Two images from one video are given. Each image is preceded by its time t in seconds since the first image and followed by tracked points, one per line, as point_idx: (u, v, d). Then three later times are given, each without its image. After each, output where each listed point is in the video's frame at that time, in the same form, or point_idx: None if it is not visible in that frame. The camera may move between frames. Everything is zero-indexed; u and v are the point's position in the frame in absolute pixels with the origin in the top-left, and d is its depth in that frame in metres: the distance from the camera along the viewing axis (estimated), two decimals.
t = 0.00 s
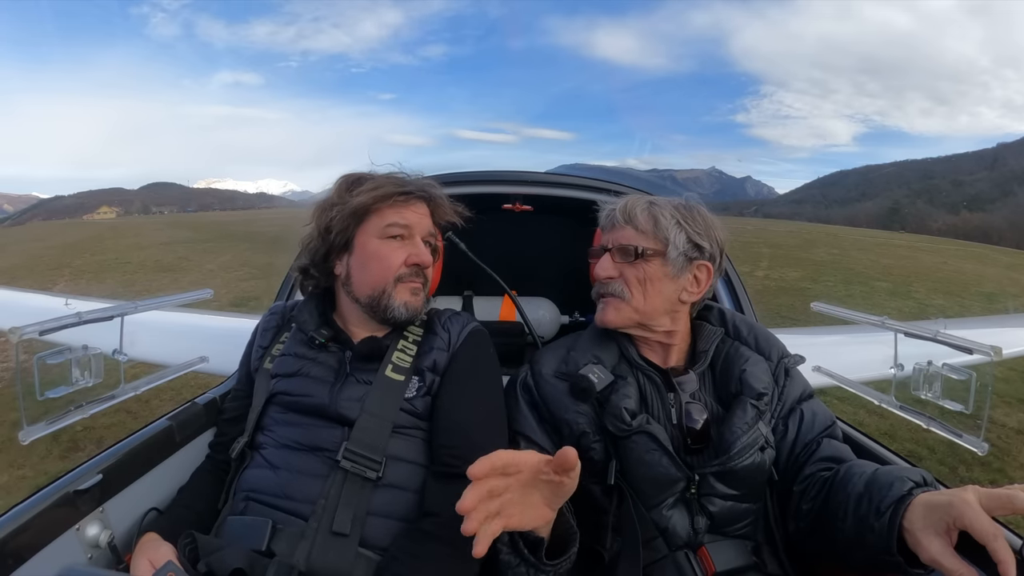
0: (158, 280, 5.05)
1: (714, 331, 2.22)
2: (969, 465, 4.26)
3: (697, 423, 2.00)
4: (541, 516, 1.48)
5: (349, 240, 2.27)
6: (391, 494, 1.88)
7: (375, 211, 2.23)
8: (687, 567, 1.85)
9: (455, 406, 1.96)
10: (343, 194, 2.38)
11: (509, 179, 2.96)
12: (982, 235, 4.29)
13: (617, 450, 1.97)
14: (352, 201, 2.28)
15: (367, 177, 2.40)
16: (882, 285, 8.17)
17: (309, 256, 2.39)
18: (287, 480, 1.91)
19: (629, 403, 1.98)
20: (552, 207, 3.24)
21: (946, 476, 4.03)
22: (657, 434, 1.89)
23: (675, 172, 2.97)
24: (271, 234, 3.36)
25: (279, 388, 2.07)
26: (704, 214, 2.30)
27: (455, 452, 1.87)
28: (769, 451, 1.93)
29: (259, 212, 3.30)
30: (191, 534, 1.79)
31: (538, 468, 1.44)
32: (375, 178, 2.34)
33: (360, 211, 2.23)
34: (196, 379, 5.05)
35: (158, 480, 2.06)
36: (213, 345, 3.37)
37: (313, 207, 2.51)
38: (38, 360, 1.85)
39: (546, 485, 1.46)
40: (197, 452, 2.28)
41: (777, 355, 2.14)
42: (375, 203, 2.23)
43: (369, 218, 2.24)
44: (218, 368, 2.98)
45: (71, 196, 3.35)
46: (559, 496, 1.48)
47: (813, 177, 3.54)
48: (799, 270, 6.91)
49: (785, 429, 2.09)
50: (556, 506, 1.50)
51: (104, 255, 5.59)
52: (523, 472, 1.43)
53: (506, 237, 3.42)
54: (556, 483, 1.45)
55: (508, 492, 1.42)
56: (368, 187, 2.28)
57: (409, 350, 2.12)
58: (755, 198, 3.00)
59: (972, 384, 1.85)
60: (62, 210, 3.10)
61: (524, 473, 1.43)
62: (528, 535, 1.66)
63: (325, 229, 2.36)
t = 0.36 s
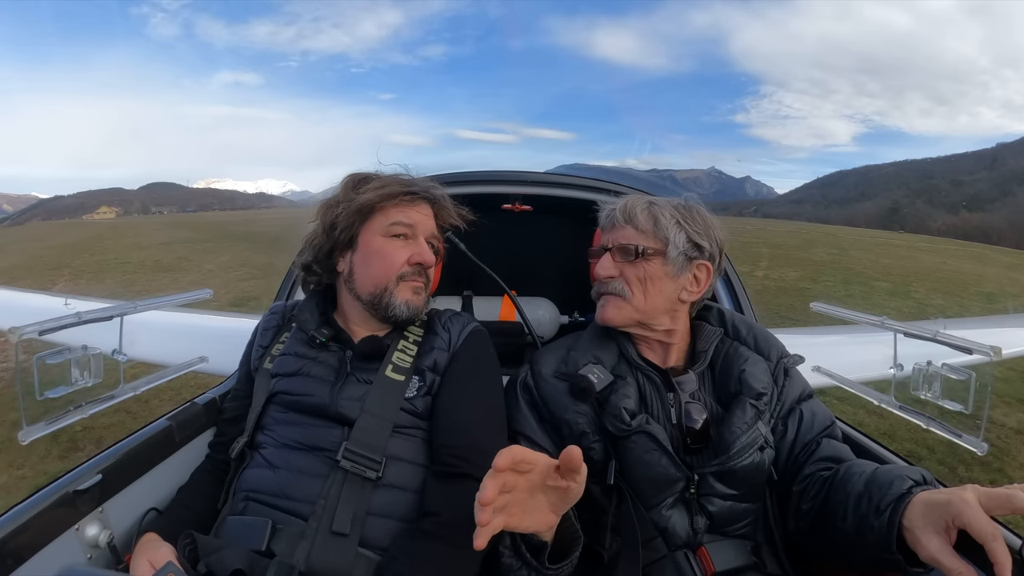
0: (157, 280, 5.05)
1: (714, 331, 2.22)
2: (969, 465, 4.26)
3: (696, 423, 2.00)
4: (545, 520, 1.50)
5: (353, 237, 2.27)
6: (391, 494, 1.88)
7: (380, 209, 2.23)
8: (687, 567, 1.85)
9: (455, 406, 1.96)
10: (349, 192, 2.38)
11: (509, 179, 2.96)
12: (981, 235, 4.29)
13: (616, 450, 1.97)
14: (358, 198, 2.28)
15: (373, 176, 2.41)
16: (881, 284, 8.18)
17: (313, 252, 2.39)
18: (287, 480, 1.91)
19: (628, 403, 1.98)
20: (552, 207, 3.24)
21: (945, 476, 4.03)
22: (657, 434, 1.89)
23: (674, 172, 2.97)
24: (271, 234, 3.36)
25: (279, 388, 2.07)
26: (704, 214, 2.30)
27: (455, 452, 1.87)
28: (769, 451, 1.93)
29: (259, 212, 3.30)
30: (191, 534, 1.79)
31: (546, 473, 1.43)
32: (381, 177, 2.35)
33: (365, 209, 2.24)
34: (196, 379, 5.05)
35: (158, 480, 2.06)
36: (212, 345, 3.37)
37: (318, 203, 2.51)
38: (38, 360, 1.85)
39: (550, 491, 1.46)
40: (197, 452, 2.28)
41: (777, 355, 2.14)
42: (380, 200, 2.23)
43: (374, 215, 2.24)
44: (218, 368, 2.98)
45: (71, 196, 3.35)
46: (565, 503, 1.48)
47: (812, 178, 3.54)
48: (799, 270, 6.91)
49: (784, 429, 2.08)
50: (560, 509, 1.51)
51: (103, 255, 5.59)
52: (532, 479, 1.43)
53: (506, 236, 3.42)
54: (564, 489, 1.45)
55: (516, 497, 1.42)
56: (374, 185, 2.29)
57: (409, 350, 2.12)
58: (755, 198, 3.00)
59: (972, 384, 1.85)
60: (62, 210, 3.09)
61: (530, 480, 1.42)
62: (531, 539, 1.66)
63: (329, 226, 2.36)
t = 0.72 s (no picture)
0: (156, 280, 5.04)
1: (712, 332, 2.22)
2: (967, 465, 4.27)
3: (695, 423, 2.00)
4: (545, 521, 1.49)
5: (352, 236, 2.27)
6: (390, 494, 1.88)
7: (379, 209, 2.23)
8: (685, 566, 1.86)
9: (454, 407, 1.96)
10: (348, 192, 2.38)
11: (507, 179, 2.96)
12: (979, 235, 4.30)
13: (615, 450, 1.97)
14: (357, 197, 2.28)
15: (372, 176, 2.41)
16: (880, 284, 8.19)
17: (312, 251, 2.39)
18: (285, 480, 1.90)
19: (627, 403, 1.99)
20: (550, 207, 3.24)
21: (943, 475, 4.04)
22: (655, 434, 1.89)
23: (673, 172, 2.97)
24: (269, 234, 3.35)
25: (277, 388, 2.07)
26: (701, 214, 2.30)
27: (454, 453, 1.87)
28: (767, 451, 1.93)
29: (257, 212, 3.30)
30: (190, 535, 1.78)
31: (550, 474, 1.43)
32: (380, 177, 2.35)
33: (364, 208, 2.23)
34: (194, 380, 5.04)
35: (156, 481, 2.06)
36: (210, 346, 3.36)
37: (317, 203, 2.50)
38: (36, 360, 1.85)
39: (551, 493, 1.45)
40: (195, 452, 2.27)
41: (775, 355, 2.14)
42: (379, 200, 2.23)
43: (373, 215, 2.24)
44: (216, 368, 2.98)
45: (68, 196, 3.34)
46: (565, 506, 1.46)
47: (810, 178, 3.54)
48: (796, 270, 6.93)
49: (782, 429, 2.09)
50: (560, 508, 1.50)
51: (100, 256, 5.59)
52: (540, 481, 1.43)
53: (504, 236, 3.42)
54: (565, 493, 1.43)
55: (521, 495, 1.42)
56: (373, 185, 2.29)
57: (407, 350, 2.12)
58: (753, 198, 3.00)
59: (970, 384, 1.85)
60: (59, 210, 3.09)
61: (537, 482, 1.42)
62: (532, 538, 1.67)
63: (328, 225, 2.36)
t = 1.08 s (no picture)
0: (155, 281, 5.05)
1: (711, 332, 2.22)
2: (965, 465, 4.28)
3: (694, 423, 2.01)
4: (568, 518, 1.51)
5: (351, 236, 2.27)
6: (389, 495, 1.88)
7: (379, 209, 2.23)
8: (684, 566, 1.86)
9: (453, 407, 1.96)
10: (348, 191, 2.37)
11: (506, 179, 2.96)
12: (977, 235, 4.31)
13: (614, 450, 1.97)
14: (357, 197, 2.28)
15: (373, 176, 2.41)
16: (879, 284, 8.21)
17: (311, 251, 2.38)
18: (285, 481, 1.90)
19: (626, 403, 1.99)
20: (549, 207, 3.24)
21: (942, 475, 4.05)
22: (654, 434, 1.89)
23: (672, 172, 2.97)
24: (268, 234, 3.35)
25: (276, 388, 2.07)
26: (700, 214, 2.30)
27: (453, 453, 1.88)
28: (766, 451, 1.93)
29: (256, 213, 3.30)
30: (189, 536, 1.78)
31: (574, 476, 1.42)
32: (380, 177, 2.35)
33: (364, 208, 2.23)
34: (193, 380, 5.05)
35: (155, 481, 2.06)
36: (210, 346, 3.36)
37: (317, 203, 2.50)
38: (35, 361, 1.85)
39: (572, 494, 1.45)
40: (194, 452, 2.27)
41: (773, 355, 2.15)
42: (379, 200, 2.23)
43: (373, 215, 2.24)
44: (215, 368, 2.98)
45: (67, 196, 3.34)
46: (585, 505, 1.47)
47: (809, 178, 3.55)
48: (795, 270, 6.94)
49: (781, 429, 2.09)
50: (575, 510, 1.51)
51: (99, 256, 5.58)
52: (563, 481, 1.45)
53: (503, 237, 3.42)
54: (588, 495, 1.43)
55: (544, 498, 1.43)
56: (373, 185, 2.29)
57: (406, 351, 2.12)
58: (752, 198, 3.00)
59: (969, 384, 1.85)
60: (58, 210, 3.09)
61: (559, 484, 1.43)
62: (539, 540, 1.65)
63: (328, 224, 2.36)
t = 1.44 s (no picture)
0: (154, 281, 5.04)
1: (711, 332, 2.22)
2: (965, 465, 4.28)
3: (694, 423, 2.01)
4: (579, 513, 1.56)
5: (352, 236, 2.26)
6: (389, 495, 1.88)
7: (380, 209, 2.23)
8: (684, 566, 1.86)
9: (452, 407, 1.96)
10: (349, 191, 2.37)
11: (506, 179, 2.96)
12: (977, 235, 4.31)
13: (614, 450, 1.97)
14: (357, 197, 2.28)
15: (373, 176, 2.41)
16: (878, 284, 8.22)
17: (311, 251, 2.38)
18: (285, 481, 1.90)
19: (625, 403, 1.99)
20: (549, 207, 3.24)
21: (941, 474, 4.06)
22: (654, 434, 1.89)
23: (671, 172, 2.97)
24: (267, 234, 3.35)
25: (276, 388, 2.07)
26: (699, 214, 2.30)
27: (453, 454, 1.88)
28: (765, 451, 1.94)
29: (255, 213, 3.29)
30: (189, 536, 1.78)
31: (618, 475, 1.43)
32: (381, 177, 2.35)
33: (364, 208, 2.23)
34: (192, 380, 5.05)
35: (154, 482, 2.05)
36: (209, 346, 3.36)
37: (317, 202, 2.50)
38: (34, 361, 1.85)
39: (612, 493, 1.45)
40: (194, 453, 2.27)
41: (773, 355, 2.15)
42: (379, 200, 2.23)
43: (373, 215, 2.24)
44: (215, 368, 2.98)
45: (67, 196, 3.34)
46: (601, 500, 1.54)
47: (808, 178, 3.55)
48: (795, 270, 6.95)
49: (780, 429, 2.09)
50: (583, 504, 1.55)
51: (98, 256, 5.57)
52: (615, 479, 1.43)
53: (503, 237, 3.42)
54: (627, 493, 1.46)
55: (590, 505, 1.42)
56: (374, 185, 2.29)
57: (406, 351, 2.12)
58: (752, 198, 3.00)
59: (968, 384, 1.85)
60: (58, 210, 3.09)
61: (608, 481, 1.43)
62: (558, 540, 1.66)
63: (329, 224, 2.36)
